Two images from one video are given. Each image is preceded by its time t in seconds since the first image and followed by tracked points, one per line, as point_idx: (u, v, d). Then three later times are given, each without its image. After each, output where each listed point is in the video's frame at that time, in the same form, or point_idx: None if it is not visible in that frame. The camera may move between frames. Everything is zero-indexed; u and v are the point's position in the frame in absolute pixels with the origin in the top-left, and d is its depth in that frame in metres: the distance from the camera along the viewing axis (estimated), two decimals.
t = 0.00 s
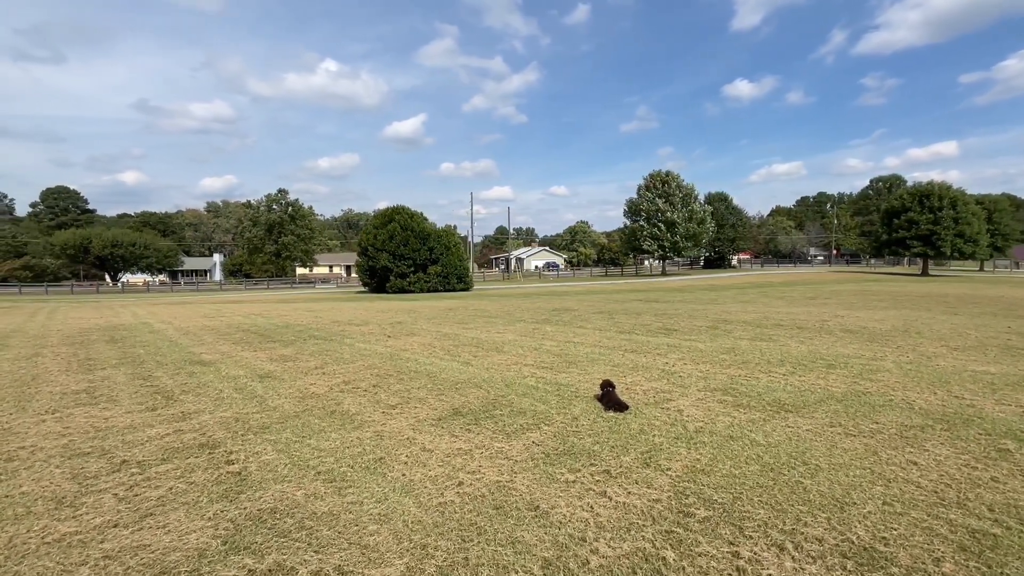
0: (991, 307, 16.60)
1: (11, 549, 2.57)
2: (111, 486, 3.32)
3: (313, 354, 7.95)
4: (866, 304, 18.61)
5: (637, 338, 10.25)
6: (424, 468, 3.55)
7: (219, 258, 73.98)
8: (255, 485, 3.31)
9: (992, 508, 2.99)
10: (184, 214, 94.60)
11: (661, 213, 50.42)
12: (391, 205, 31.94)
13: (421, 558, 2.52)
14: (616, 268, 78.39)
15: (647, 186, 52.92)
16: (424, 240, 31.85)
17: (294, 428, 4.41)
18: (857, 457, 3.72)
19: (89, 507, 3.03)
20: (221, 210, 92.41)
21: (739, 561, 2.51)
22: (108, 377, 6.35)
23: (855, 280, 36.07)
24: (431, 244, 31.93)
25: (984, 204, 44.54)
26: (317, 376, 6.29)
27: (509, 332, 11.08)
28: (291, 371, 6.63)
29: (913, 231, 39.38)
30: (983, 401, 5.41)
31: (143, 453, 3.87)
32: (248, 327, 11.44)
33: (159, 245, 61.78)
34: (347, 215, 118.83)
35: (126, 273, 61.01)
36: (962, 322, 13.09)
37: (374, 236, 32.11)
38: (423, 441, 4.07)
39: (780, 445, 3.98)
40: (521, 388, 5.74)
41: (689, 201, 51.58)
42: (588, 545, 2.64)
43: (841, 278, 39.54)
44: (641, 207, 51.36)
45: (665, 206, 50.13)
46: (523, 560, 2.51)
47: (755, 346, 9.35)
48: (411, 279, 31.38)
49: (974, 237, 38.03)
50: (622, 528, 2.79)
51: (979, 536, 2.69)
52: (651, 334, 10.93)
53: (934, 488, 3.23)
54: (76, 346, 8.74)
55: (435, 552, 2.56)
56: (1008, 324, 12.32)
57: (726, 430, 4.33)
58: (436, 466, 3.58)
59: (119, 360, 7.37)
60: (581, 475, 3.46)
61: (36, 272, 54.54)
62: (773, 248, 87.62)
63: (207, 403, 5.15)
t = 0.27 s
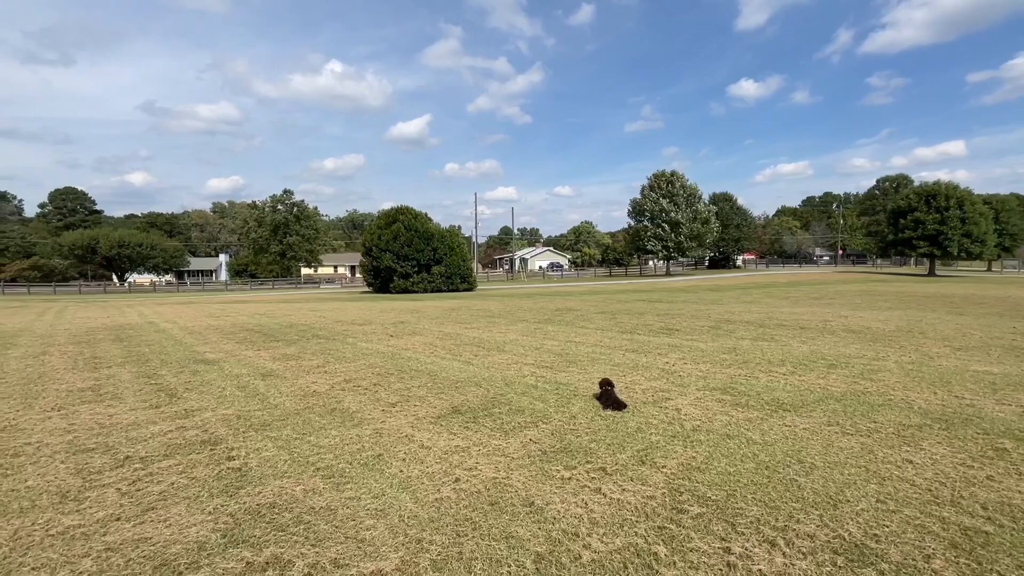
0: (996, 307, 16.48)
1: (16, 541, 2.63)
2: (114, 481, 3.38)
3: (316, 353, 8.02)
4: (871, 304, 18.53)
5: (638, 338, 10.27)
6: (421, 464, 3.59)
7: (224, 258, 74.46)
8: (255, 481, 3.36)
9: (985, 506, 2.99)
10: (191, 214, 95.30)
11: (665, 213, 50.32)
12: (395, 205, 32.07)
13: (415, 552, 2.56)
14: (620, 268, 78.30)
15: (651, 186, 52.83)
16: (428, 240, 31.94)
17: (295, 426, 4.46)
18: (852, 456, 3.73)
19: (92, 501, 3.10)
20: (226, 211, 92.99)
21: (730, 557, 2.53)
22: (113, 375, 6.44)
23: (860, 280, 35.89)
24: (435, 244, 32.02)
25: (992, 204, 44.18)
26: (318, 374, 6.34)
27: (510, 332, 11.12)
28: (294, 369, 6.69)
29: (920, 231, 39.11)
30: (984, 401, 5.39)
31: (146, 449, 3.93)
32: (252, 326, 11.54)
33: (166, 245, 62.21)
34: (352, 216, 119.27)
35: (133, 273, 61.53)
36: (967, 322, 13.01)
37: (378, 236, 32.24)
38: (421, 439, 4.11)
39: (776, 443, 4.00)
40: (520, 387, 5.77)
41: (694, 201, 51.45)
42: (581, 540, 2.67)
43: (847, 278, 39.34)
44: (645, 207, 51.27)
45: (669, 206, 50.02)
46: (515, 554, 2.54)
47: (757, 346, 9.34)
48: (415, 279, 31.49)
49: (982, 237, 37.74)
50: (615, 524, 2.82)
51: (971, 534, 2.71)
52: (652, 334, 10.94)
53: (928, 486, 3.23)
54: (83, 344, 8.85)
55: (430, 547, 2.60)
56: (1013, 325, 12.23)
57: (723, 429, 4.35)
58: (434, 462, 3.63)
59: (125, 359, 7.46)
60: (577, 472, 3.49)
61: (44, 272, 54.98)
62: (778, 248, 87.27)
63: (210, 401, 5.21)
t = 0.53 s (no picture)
0: (1001, 308, 16.37)
1: (15, 535, 2.70)
2: (113, 477, 3.45)
3: (316, 352, 8.09)
4: (874, 304, 18.45)
5: (638, 338, 10.29)
6: (414, 462, 3.64)
7: (230, 259, 74.94)
8: (250, 477, 3.42)
9: (973, 505, 3.00)
10: (197, 215, 96.01)
11: (668, 213, 50.23)
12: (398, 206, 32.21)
13: (404, 547, 2.61)
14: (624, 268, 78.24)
15: (655, 187, 52.75)
16: (431, 240, 32.04)
17: (292, 424, 4.52)
18: (844, 455, 3.74)
19: (91, 496, 3.16)
20: (232, 211, 93.57)
21: (714, 553, 2.56)
22: (116, 373, 6.53)
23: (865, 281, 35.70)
24: (438, 244, 32.12)
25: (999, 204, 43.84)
26: (317, 374, 6.41)
27: (510, 332, 11.16)
28: (293, 368, 6.76)
29: (926, 231, 38.86)
30: (980, 401, 5.39)
31: (145, 446, 4.00)
32: (254, 326, 11.64)
33: (171, 245, 62.70)
34: (357, 216, 119.72)
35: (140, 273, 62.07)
36: (970, 323, 12.94)
37: (381, 237, 32.37)
38: (416, 437, 4.17)
39: (768, 443, 4.02)
40: (517, 386, 5.82)
41: (698, 201, 51.33)
42: (568, 536, 2.70)
43: (852, 279, 39.14)
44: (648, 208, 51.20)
45: (673, 206, 49.94)
46: (502, 550, 2.58)
47: (756, 346, 9.35)
48: (418, 279, 31.61)
49: (988, 237, 37.47)
50: (602, 521, 2.86)
51: (956, 532, 2.72)
52: (652, 334, 10.95)
53: (917, 486, 3.25)
54: (87, 344, 8.97)
55: (418, 543, 2.65)
56: (1017, 325, 12.16)
57: (715, 428, 4.37)
58: (427, 460, 3.68)
59: (128, 358, 7.56)
60: (568, 470, 3.53)
61: (52, 272, 55.56)
62: (783, 248, 86.92)
63: (210, 399, 5.29)
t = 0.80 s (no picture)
0: (1005, 309, 16.25)
1: (7, 532, 2.75)
2: (106, 476, 3.50)
3: (314, 353, 8.14)
4: (878, 305, 18.35)
5: (636, 339, 10.29)
6: (403, 462, 3.67)
7: (235, 259, 75.39)
8: (240, 477, 3.47)
9: (957, 507, 3.01)
10: (203, 216, 96.65)
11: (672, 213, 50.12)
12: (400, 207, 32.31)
13: (386, 546, 2.64)
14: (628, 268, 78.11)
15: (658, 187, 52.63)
16: (434, 241, 32.13)
17: (285, 424, 4.57)
18: (831, 457, 3.75)
19: (83, 495, 3.21)
20: (237, 212, 94.08)
21: (694, 554, 2.58)
22: (115, 373, 6.60)
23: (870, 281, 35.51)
24: (441, 245, 32.20)
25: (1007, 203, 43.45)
26: (313, 374, 6.45)
27: (509, 333, 11.19)
28: (290, 369, 6.81)
29: (931, 231, 38.57)
30: (975, 403, 5.36)
31: (139, 445, 4.06)
32: (255, 326, 11.73)
33: (177, 245, 63.15)
34: (361, 216, 120.08)
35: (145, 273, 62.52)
36: (973, 324, 12.86)
37: (384, 237, 32.48)
38: (406, 437, 4.20)
39: (756, 444, 4.03)
40: (511, 387, 5.84)
41: (701, 201, 51.19)
42: (549, 536, 2.73)
43: (856, 279, 38.92)
44: (652, 208, 51.10)
45: (676, 206, 49.83)
46: (483, 549, 2.61)
47: (754, 347, 9.33)
48: (421, 279, 31.71)
49: (995, 237, 37.16)
50: (585, 521, 2.89)
51: (937, 534, 2.73)
52: (651, 335, 10.95)
53: (902, 487, 3.25)
54: (89, 344, 9.06)
55: (401, 542, 2.68)
56: (1020, 326, 12.07)
57: (706, 429, 4.39)
58: (415, 460, 3.71)
59: (128, 358, 7.64)
60: (554, 471, 3.55)
61: (59, 273, 56.09)
62: (788, 249, 86.54)
63: (205, 399, 5.34)
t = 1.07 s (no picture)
0: (1011, 310, 16.06)
1: None
2: (92, 475, 3.50)
3: (311, 353, 8.15)
4: (882, 305, 18.18)
5: (635, 339, 10.25)
6: (388, 463, 3.66)
7: (240, 260, 75.89)
8: (225, 476, 3.46)
9: (947, 511, 2.95)
10: (208, 216, 97.29)
11: (676, 213, 49.94)
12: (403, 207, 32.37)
13: (365, 548, 2.62)
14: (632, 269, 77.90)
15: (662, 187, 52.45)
16: (437, 241, 32.16)
17: (275, 424, 4.56)
18: (822, 459, 3.69)
19: (67, 494, 3.22)
20: (242, 212, 94.61)
21: (674, 558, 2.55)
22: (112, 373, 6.64)
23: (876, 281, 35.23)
24: (443, 245, 32.24)
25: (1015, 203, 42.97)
26: (308, 375, 6.45)
27: (507, 333, 11.16)
28: (285, 369, 6.82)
29: (938, 231, 38.22)
30: (974, 405, 5.28)
31: (128, 445, 4.06)
32: (255, 326, 11.77)
33: (183, 245, 63.58)
34: (366, 217, 120.47)
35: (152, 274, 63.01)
36: (977, 324, 12.72)
37: (387, 238, 32.56)
38: (394, 438, 4.19)
39: (747, 446, 3.98)
40: (503, 387, 5.82)
41: (705, 201, 50.97)
42: (530, 538, 2.70)
43: (862, 279, 38.62)
44: (656, 208, 50.93)
45: (680, 206, 49.65)
46: (462, 552, 2.59)
47: (753, 348, 9.27)
48: (424, 279, 31.77)
49: (1003, 237, 36.80)
50: (566, 523, 2.85)
51: (925, 539, 2.67)
52: (650, 335, 10.90)
53: (892, 490, 3.20)
54: (88, 343, 9.12)
55: (379, 544, 2.66)
56: None
57: (697, 431, 4.34)
58: (401, 461, 3.69)
59: (125, 358, 7.67)
60: (541, 472, 3.52)
61: (67, 273, 56.69)
62: (794, 249, 86.08)
63: (198, 399, 5.35)
